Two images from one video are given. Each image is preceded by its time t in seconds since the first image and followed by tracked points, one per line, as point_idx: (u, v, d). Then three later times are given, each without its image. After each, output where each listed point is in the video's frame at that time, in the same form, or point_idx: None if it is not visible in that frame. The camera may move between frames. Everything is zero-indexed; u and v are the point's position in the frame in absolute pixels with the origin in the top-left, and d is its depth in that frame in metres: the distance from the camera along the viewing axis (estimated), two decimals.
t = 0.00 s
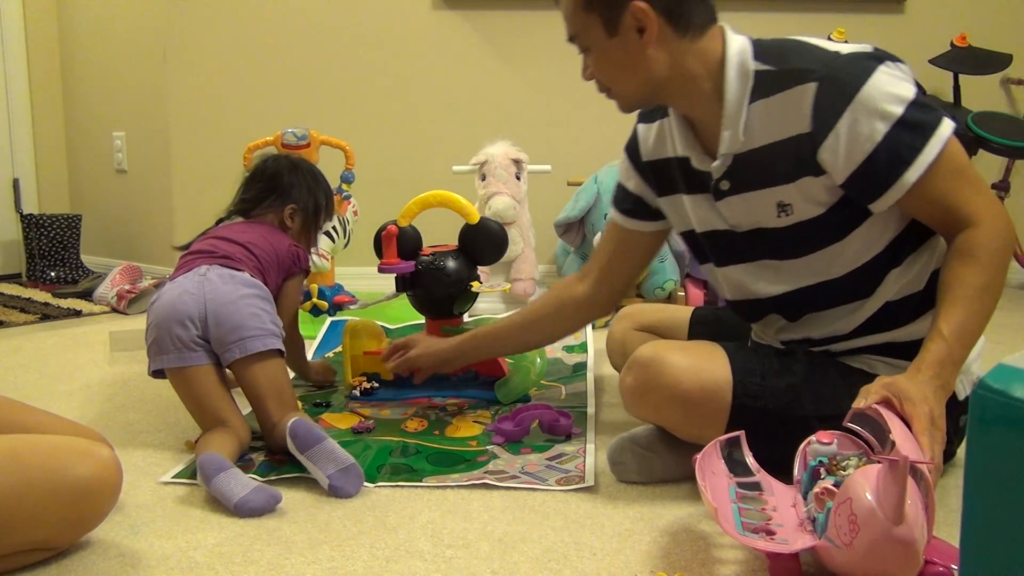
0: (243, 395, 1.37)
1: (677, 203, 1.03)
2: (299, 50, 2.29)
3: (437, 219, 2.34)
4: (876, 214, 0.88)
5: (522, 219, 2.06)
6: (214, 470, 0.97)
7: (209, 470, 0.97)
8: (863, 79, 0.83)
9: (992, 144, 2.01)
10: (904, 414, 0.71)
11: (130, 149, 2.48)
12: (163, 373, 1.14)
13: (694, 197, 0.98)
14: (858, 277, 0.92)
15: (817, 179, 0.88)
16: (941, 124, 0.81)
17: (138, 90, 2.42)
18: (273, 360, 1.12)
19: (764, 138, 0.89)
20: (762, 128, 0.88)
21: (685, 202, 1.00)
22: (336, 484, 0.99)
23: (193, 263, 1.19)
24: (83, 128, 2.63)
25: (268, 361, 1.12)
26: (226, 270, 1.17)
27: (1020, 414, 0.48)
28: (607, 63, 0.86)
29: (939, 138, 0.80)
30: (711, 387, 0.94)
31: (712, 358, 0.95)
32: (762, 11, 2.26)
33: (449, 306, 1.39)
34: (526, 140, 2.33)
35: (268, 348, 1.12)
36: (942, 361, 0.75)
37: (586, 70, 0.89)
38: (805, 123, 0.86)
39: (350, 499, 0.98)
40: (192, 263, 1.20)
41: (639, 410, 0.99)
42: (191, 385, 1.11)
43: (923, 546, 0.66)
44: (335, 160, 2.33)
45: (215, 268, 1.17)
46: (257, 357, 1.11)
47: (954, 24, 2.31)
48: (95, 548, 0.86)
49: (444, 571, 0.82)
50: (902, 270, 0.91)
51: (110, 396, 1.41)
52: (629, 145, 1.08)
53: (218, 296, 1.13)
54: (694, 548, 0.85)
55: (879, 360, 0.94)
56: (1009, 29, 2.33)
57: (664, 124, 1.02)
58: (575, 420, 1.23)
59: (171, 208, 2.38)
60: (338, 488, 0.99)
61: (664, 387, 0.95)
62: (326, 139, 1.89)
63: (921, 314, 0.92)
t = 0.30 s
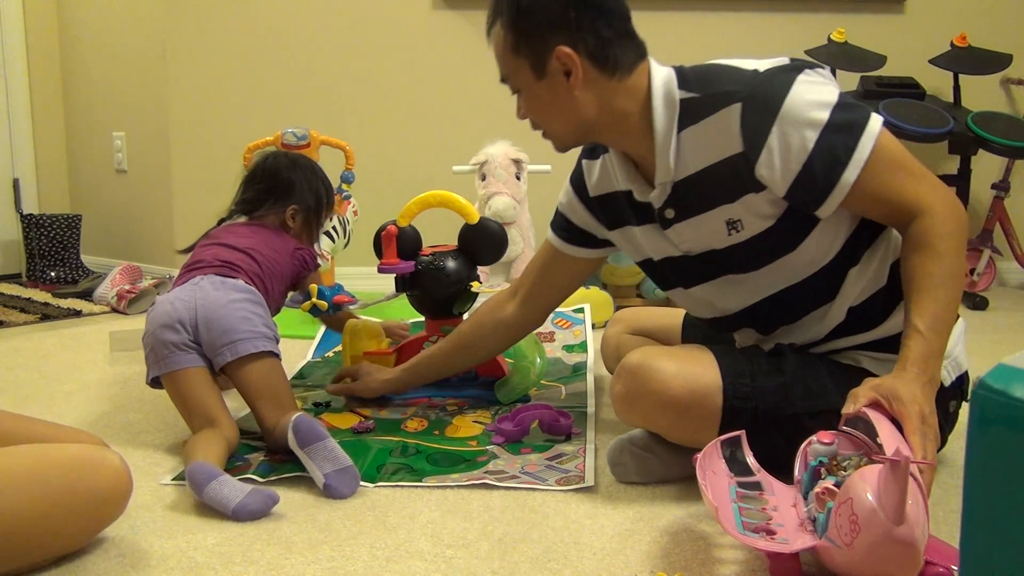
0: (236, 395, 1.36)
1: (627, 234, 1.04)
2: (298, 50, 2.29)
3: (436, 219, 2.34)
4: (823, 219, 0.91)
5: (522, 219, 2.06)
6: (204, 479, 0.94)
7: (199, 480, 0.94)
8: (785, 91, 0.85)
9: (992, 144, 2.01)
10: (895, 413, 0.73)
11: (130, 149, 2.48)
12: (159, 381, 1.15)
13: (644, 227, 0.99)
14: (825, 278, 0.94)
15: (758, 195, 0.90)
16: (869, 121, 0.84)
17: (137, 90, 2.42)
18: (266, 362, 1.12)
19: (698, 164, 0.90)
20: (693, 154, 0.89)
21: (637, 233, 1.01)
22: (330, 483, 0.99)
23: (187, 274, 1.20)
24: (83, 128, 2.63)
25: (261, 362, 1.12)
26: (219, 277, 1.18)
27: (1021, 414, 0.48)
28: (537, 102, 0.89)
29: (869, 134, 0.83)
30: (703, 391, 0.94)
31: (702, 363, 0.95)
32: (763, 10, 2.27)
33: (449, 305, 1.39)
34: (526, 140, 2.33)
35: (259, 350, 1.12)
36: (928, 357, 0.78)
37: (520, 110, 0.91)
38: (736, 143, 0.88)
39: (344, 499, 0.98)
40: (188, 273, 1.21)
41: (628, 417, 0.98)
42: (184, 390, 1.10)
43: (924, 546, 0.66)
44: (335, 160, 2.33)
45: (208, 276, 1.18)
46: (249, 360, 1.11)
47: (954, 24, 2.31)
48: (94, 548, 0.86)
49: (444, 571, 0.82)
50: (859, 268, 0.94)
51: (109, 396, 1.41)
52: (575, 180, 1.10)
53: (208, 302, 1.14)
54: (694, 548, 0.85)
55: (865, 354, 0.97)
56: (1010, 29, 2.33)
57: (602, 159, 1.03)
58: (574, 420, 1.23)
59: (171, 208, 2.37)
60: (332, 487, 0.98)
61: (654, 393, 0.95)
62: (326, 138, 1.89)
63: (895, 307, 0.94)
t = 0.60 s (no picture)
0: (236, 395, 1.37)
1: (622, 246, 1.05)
2: (298, 51, 2.29)
3: (437, 219, 2.34)
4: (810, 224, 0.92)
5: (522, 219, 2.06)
6: (198, 483, 0.94)
7: (192, 486, 0.94)
8: (764, 98, 0.86)
9: (992, 144, 2.01)
10: (893, 413, 0.73)
11: (130, 149, 2.48)
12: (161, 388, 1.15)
13: (637, 240, 1.01)
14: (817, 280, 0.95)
15: (745, 202, 0.91)
16: (849, 122, 0.84)
17: (137, 90, 2.42)
18: (265, 361, 1.12)
19: (683, 173, 0.91)
20: (678, 164, 0.91)
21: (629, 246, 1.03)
22: (322, 485, 0.98)
23: (190, 282, 1.21)
24: (83, 128, 2.63)
25: (258, 361, 1.12)
26: (220, 282, 1.19)
27: (1020, 414, 0.48)
28: (526, 118, 0.92)
29: (851, 135, 0.83)
30: (703, 390, 0.93)
31: (702, 361, 0.95)
32: (764, 10, 2.26)
33: (449, 305, 1.39)
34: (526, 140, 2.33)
35: (257, 349, 1.12)
36: (925, 358, 0.77)
37: (507, 130, 0.94)
38: (720, 152, 0.89)
39: (335, 501, 0.98)
40: (193, 281, 1.22)
41: (629, 416, 0.99)
42: (182, 393, 1.10)
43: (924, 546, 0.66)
44: (335, 159, 2.33)
45: (210, 282, 1.19)
46: (246, 359, 1.11)
47: (955, 24, 2.31)
48: (94, 548, 0.86)
49: (444, 571, 0.82)
50: (851, 270, 0.94)
51: (109, 396, 1.41)
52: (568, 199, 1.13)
53: (205, 304, 1.14)
54: (694, 548, 0.85)
55: (863, 354, 0.96)
56: (1010, 29, 2.33)
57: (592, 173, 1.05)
58: (574, 420, 1.23)
59: (171, 207, 2.37)
60: (325, 489, 0.98)
61: (654, 392, 0.95)
62: (326, 138, 1.89)
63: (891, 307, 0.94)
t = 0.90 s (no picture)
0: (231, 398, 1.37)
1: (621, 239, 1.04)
2: (298, 51, 2.29)
3: (437, 219, 2.34)
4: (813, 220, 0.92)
5: (522, 219, 2.06)
6: (197, 485, 0.94)
7: (191, 487, 0.94)
8: (773, 91, 0.86)
9: (992, 144, 2.01)
10: (895, 414, 0.73)
11: (130, 149, 2.48)
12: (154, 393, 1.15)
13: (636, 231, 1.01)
14: (816, 276, 0.95)
15: (749, 194, 0.91)
16: (857, 119, 0.84)
17: (137, 90, 2.42)
18: (258, 361, 1.12)
19: (689, 164, 0.91)
20: (685, 154, 0.91)
21: (629, 238, 1.02)
22: (320, 487, 0.98)
23: (178, 287, 1.21)
24: (83, 128, 2.63)
25: (250, 363, 1.11)
26: (211, 287, 1.18)
27: (1020, 414, 0.48)
28: (536, 105, 0.91)
29: (858, 132, 0.83)
30: (701, 391, 0.93)
31: (700, 363, 0.95)
32: (764, 9, 2.26)
33: (449, 305, 1.39)
34: (526, 140, 2.33)
35: (250, 350, 1.12)
36: (927, 358, 0.77)
37: (517, 118, 0.94)
38: (726, 143, 0.89)
39: (333, 501, 0.98)
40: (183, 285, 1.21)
41: (627, 418, 0.98)
42: (176, 398, 1.10)
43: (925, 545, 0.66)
44: (335, 160, 2.33)
45: (200, 286, 1.18)
46: (238, 361, 1.11)
47: (955, 24, 2.31)
48: (95, 548, 0.87)
49: (444, 571, 0.82)
50: (852, 267, 0.94)
51: (109, 396, 1.41)
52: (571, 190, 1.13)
53: (195, 308, 1.14)
54: (694, 548, 0.85)
55: (862, 352, 0.96)
56: (1010, 29, 2.33)
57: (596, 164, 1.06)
58: (574, 420, 1.23)
59: (171, 207, 2.37)
60: (323, 490, 0.98)
61: (652, 394, 0.95)
62: (326, 138, 1.89)
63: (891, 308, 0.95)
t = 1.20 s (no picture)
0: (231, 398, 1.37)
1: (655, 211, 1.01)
2: (298, 51, 2.29)
3: (437, 219, 2.34)
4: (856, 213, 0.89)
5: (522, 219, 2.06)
6: (201, 486, 0.94)
7: (194, 489, 0.94)
8: (840, 78, 0.84)
9: (992, 144, 2.01)
10: (900, 414, 0.71)
11: (130, 149, 2.48)
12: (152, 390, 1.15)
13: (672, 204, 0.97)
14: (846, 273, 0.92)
15: (798, 178, 0.89)
16: (920, 121, 0.82)
17: (137, 90, 2.42)
18: (259, 361, 1.12)
19: (743, 141, 0.89)
20: (741, 129, 0.89)
21: (664, 210, 0.98)
22: (319, 488, 0.98)
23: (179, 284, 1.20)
24: (83, 128, 2.63)
25: (252, 363, 1.11)
26: (212, 286, 1.18)
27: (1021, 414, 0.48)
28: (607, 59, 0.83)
29: (919, 133, 0.81)
30: (705, 391, 0.94)
31: (705, 363, 0.95)
32: (765, 9, 2.26)
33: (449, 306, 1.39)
34: (526, 139, 2.33)
35: (251, 350, 1.11)
36: (937, 360, 0.76)
37: (577, 69, 0.85)
38: (785, 122, 0.87)
39: (333, 501, 0.98)
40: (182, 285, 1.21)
41: (631, 416, 0.99)
42: (175, 396, 1.10)
43: (925, 545, 0.66)
44: (335, 160, 2.33)
45: (201, 285, 1.18)
46: (239, 360, 1.11)
47: (954, 24, 2.31)
48: (96, 548, 0.87)
49: (444, 571, 0.82)
50: (885, 268, 0.91)
51: (109, 396, 1.41)
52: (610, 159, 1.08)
53: (196, 306, 1.13)
54: (694, 548, 0.85)
55: (872, 356, 0.94)
56: (1010, 28, 2.33)
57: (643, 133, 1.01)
58: (575, 420, 1.23)
59: (170, 208, 2.37)
60: (322, 491, 0.98)
61: (657, 393, 0.95)
62: (326, 138, 1.89)
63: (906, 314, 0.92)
